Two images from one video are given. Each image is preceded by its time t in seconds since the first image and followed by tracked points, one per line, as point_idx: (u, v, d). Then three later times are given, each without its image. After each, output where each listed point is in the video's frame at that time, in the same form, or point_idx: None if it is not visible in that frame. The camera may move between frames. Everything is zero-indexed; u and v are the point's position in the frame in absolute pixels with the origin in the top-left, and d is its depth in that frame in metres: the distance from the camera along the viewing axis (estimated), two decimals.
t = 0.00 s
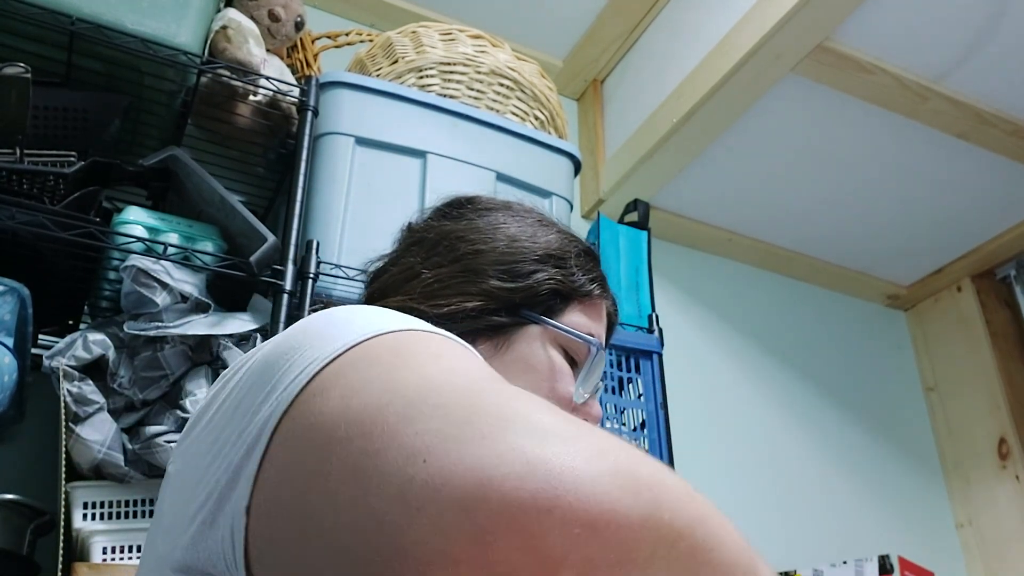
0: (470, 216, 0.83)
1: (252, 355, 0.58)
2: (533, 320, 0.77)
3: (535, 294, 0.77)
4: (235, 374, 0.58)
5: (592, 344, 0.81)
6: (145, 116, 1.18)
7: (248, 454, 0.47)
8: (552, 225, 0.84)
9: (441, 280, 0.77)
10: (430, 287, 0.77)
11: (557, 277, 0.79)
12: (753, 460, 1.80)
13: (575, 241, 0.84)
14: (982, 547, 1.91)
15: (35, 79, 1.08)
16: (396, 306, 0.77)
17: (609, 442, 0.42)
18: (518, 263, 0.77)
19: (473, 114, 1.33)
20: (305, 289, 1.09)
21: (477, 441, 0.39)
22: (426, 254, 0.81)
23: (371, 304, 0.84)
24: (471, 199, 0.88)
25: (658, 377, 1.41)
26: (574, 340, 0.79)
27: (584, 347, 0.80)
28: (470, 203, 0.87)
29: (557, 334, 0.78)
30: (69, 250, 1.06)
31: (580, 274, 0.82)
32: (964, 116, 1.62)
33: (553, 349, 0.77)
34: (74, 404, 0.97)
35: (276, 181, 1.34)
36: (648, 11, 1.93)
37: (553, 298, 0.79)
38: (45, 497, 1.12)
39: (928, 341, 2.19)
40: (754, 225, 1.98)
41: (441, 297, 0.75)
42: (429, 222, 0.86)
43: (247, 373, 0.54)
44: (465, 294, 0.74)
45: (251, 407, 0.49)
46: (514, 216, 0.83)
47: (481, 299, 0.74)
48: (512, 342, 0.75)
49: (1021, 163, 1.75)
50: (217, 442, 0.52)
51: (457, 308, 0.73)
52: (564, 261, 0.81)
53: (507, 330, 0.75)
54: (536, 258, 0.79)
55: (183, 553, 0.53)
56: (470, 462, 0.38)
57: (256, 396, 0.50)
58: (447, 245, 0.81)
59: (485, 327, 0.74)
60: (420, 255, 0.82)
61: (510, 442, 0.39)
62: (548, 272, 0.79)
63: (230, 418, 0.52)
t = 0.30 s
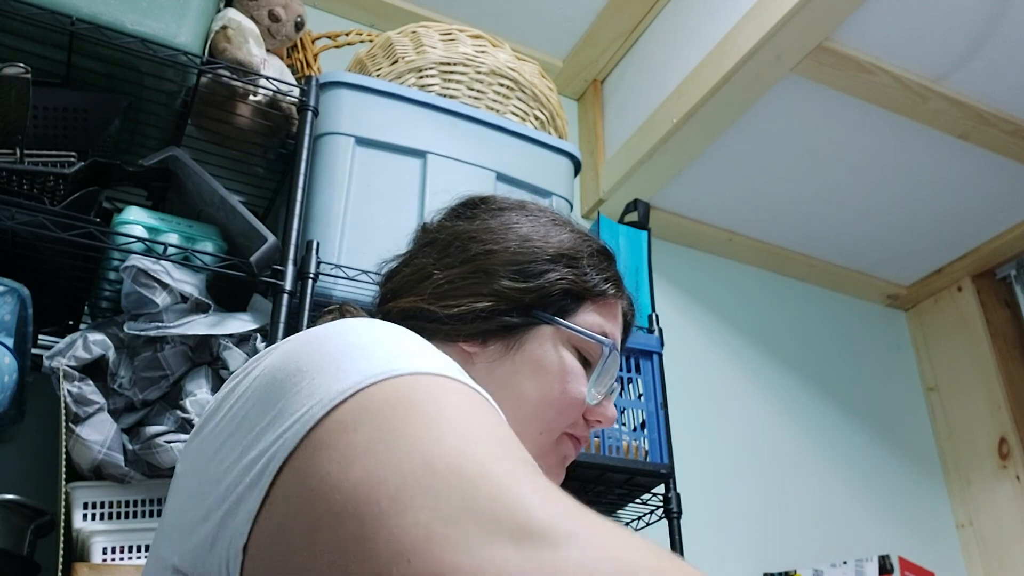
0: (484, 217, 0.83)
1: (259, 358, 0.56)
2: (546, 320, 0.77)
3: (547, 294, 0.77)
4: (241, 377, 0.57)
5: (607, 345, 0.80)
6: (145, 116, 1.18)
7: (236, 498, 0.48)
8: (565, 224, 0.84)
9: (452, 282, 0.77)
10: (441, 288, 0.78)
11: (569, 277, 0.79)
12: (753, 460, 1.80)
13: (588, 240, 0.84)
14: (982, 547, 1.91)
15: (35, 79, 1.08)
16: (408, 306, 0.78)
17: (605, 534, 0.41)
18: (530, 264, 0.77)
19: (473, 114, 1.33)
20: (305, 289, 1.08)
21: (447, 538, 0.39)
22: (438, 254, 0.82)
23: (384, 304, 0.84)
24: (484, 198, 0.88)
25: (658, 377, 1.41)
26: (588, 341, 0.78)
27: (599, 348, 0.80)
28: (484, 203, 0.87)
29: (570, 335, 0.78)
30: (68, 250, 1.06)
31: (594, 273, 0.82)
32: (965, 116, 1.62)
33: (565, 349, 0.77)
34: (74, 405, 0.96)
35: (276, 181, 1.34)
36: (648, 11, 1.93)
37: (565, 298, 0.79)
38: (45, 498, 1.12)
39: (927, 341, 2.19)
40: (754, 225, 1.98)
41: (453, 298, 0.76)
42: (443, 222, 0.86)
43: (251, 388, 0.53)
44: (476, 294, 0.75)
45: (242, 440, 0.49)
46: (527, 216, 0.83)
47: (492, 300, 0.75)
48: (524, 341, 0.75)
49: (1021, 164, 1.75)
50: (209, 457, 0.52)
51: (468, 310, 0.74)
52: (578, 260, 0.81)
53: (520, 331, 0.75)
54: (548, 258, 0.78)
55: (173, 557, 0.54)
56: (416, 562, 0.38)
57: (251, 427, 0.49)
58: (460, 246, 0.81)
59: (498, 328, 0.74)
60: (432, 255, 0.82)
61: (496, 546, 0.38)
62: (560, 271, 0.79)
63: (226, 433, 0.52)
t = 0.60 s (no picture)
0: (485, 214, 0.82)
1: (259, 365, 0.55)
2: (547, 315, 0.77)
3: (548, 288, 0.77)
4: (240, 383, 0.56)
5: (609, 338, 0.80)
6: (145, 116, 1.18)
7: (203, 519, 0.47)
8: (565, 219, 0.84)
9: (452, 280, 0.77)
10: (441, 285, 0.78)
11: (570, 271, 0.79)
12: (752, 461, 1.80)
13: (589, 234, 0.84)
14: (982, 547, 1.91)
15: (34, 79, 1.08)
16: (409, 305, 0.79)
17: None
18: (531, 259, 0.77)
19: (473, 114, 1.33)
20: (305, 289, 1.08)
21: None
22: (438, 253, 0.81)
23: (387, 303, 0.84)
24: (486, 196, 0.87)
25: (658, 377, 1.41)
26: (590, 334, 0.79)
27: (601, 342, 0.80)
28: (485, 201, 0.86)
29: (571, 328, 0.78)
30: (68, 250, 1.06)
31: (595, 267, 0.82)
32: (964, 116, 1.62)
33: (568, 343, 0.77)
34: (73, 404, 0.96)
35: (276, 181, 1.34)
36: (648, 11, 1.93)
37: (566, 292, 0.79)
38: (46, 497, 1.12)
39: (927, 342, 2.19)
40: (754, 225, 1.98)
41: (453, 294, 0.76)
42: (444, 220, 0.86)
43: (241, 399, 0.52)
44: (476, 290, 0.76)
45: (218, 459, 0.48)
46: (528, 213, 0.82)
47: (492, 296, 0.75)
48: (525, 336, 0.76)
49: (1021, 163, 1.75)
50: (196, 467, 0.51)
51: (469, 306, 0.75)
52: (579, 254, 0.81)
53: (521, 326, 0.76)
54: (547, 253, 0.78)
55: (165, 555, 0.55)
56: None
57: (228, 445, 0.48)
58: (461, 242, 0.80)
59: (501, 324, 0.75)
60: (433, 254, 0.82)
61: None
62: (560, 265, 0.79)
63: (213, 443, 0.51)
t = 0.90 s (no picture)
0: (481, 208, 0.83)
1: (247, 389, 0.57)
2: (546, 307, 0.77)
3: (546, 279, 0.77)
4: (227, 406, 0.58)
5: (610, 329, 0.80)
6: (145, 115, 1.18)
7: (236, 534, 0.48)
8: (563, 210, 0.84)
9: (449, 277, 0.78)
10: (438, 280, 0.78)
11: (569, 262, 0.79)
12: (753, 460, 1.81)
13: (587, 224, 0.84)
14: (982, 547, 1.91)
15: (35, 79, 1.08)
16: (407, 301, 0.79)
17: None
18: (528, 251, 0.78)
19: (473, 114, 1.33)
20: (305, 289, 1.08)
21: None
22: (435, 249, 0.82)
23: (385, 300, 0.85)
24: (481, 190, 0.88)
25: (658, 377, 1.41)
26: (589, 325, 0.78)
27: (602, 332, 0.79)
28: (482, 194, 0.87)
29: (571, 320, 0.78)
30: (68, 250, 1.06)
31: (594, 256, 0.82)
32: (964, 116, 1.62)
33: (568, 334, 0.77)
34: (74, 405, 0.96)
35: (276, 181, 1.34)
36: (648, 11, 1.93)
37: (566, 282, 0.79)
38: (44, 496, 1.12)
39: (927, 341, 2.19)
40: (754, 226, 1.98)
41: (451, 290, 0.77)
42: (442, 215, 0.86)
43: (243, 428, 0.53)
44: (473, 285, 0.76)
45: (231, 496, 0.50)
46: (526, 205, 0.83)
47: (490, 290, 0.76)
48: (524, 329, 0.76)
49: (1021, 163, 1.75)
50: (199, 493, 0.54)
51: (467, 302, 0.75)
52: (576, 245, 0.81)
53: (519, 318, 0.76)
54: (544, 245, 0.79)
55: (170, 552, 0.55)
56: None
57: (241, 482, 0.50)
58: (457, 237, 0.81)
59: (499, 317, 0.75)
60: (431, 249, 0.82)
61: None
62: (558, 256, 0.79)
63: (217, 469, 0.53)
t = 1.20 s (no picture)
0: (489, 207, 0.83)
1: (243, 388, 0.57)
2: (554, 307, 0.77)
3: (553, 279, 0.77)
4: (228, 406, 0.58)
5: (619, 329, 0.79)
6: (145, 116, 1.18)
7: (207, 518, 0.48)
8: (571, 210, 0.84)
9: (456, 276, 0.78)
10: (446, 280, 0.79)
11: (576, 261, 0.79)
12: (753, 460, 1.81)
13: (596, 223, 0.84)
14: (982, 547, 1.91)
15: (34, 79, 1.08)
16: (414, 300, 0.79)
17: None
18: (535, 250, 0.78)
19: (473, 114, 1.33)
20: (305, 289, 1.08)
21: None
22: (443, 249, 0.82)
23: (394, 299, 0.85)
24: (489, 188, 0.87)
25: (658, 377, 1.41)
26: (597, 324, 0.78)
27: (610, 332, 0.79)
28: (491, 193, 0.87)
29: (579, 320, 0.78)
30: (68, 250, 1.06)
31: (602, 256, 0.82)
32: (964, 116, 1.62)
33: (575, 333, 0.77)
34: (73, 404, 0.96)
35: (276, 181, 1.34)
36: (648, 11, 1.93)
37: (573, 282, 0.79)
38: (43, 496, 1.11)
39: (927, 341, 2.19)
40: (754, 226, 1.98)
41: (458, 290, 0.77)
42: (450, 214, 0.86)
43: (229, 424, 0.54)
44: (480, 285, 0.77)
45: (198, 490, 0.50)
46: (533, 204, 0.83)
47: (497, 289, 0.76)
48: (531, 329, 0.76)
49: (1020, 163, 1.75)
50: (184, 483, 0.53)
51: (474, 302, 0.76)
52: (584, 244, 0.81)
53: (527, 319, 0.76)
54: (550, 244, 0.79)
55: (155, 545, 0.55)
56: None
57: (209, 477, 0.50)
58: (464, 237, 0.81)
59: (506, 316, 0.75)
60: (438, 249, 0.82)
61: None
62: (566, 256, 0.79)
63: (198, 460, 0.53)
